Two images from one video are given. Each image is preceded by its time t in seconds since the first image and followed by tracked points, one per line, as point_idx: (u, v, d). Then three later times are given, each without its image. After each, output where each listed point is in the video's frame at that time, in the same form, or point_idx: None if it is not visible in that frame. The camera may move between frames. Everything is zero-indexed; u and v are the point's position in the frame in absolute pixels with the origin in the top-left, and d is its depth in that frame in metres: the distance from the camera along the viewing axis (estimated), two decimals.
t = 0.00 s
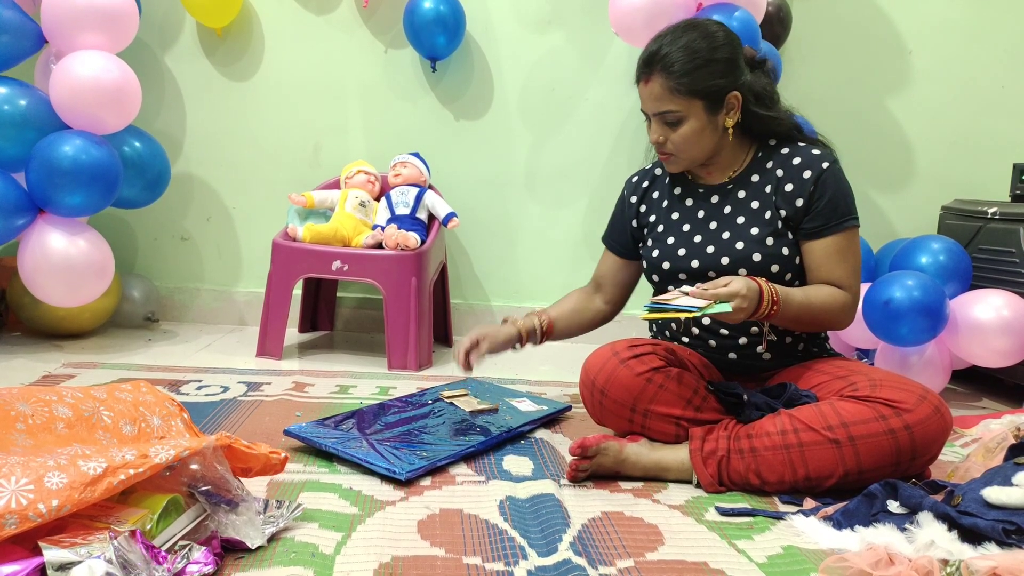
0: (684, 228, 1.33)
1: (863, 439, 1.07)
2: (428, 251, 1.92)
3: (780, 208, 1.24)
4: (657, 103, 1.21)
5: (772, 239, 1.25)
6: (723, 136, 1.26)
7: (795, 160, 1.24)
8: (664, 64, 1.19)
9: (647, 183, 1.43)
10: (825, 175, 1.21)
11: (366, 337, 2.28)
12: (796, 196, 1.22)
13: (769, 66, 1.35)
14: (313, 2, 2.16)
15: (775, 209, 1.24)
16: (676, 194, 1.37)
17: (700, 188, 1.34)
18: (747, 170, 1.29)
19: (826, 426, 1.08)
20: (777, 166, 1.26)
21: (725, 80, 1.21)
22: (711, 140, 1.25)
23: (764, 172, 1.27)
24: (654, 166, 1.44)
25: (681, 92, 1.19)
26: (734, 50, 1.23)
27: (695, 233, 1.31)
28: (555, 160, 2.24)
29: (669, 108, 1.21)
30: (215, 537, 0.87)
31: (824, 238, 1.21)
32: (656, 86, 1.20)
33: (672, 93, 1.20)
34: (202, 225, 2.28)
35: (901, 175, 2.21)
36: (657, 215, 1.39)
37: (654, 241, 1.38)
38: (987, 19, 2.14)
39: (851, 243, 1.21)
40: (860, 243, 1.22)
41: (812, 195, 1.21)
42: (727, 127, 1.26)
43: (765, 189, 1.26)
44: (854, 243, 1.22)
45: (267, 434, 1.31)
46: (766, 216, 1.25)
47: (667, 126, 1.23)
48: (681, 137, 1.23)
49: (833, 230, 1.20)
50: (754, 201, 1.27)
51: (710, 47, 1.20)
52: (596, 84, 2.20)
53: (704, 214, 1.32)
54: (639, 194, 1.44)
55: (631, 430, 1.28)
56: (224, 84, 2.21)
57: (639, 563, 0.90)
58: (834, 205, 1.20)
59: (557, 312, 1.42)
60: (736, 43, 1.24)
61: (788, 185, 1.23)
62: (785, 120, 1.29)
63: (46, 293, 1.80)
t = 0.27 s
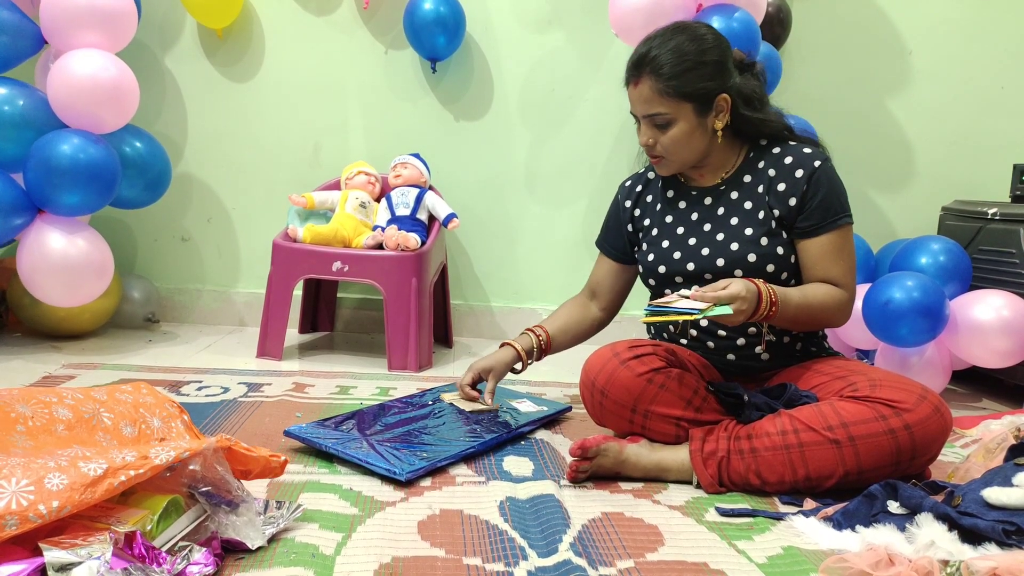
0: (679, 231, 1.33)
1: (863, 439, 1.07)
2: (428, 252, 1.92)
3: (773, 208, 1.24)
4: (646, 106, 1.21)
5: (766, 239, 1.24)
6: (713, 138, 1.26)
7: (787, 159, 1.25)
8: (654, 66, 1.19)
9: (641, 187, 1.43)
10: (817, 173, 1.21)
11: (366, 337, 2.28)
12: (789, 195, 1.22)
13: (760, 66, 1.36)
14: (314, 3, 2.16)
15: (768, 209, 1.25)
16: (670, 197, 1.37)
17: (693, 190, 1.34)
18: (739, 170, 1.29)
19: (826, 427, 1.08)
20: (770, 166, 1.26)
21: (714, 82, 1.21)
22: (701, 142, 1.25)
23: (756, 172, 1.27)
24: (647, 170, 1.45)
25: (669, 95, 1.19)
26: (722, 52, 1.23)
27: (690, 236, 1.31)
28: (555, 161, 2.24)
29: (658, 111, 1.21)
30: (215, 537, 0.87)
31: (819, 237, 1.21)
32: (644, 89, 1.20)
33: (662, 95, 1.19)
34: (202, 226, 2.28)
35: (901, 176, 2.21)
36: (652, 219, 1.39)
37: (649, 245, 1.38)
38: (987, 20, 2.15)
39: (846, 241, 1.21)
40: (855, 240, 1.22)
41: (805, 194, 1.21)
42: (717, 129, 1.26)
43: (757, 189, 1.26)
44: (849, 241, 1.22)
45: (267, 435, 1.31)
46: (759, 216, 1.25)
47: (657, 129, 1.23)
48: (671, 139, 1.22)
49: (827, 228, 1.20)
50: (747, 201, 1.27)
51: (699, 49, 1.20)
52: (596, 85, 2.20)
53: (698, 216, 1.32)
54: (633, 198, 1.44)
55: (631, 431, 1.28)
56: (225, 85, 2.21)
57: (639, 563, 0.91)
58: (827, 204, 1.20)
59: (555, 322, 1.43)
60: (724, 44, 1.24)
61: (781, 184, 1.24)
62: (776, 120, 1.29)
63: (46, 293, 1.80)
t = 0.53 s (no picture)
0: (677, 231, 1.33)
1: (863, 439, 1.07)
2: (428, 252, 1.92)
3: (771, 208, 1.24)
4: (641, 107, 1.21)
5: (764, 239, 1.24)
6: (709, 139, 1.26)
7: (785, 159, 1.24)
8: (649, 67, 1.19)
9: (639, 188, 1.43)
10: (815, 172, 1.21)
11: (366, 337, 2.28)
12: (787, 195, 1.22)
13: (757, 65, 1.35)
14: (314, 2, 2.16)
15: (766, 209, 1.24)
16: (668, 197, 1.37)
17: (691, 190, 1.34)
18: (736, 171, 1.29)
19: (826, 427, 1.08)
20: (767, 165, 1.26)
21: (709, 83, 1.21)
22: (697, 143, 1.24)
23: (754, 172, 1.27)
24: (645, 171, 1.45)
25: (664, 96, 1.19)
26: (718, 52, 1.23)
27: (688, 236, 1.31)
28: (555, 160, 2.24)
29: (653, 112, 1.20)
30: (215, 537, 0.87)
31: (817, 236, 1.21)
32: (640, 90, 1.20)
33: (657, 96, 1.19)
34: (202, 225, 2.28)
35: (901, 175, 2.21)
36: (650, 219, 1.39)
37: (647, 246, 1.38)
38: (987, 19, 2.14)
39: (844, 240, 1.21)
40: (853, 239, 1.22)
41: (803, 194, 1.21)
42: (713, 130, 1.25)
43: (755, 189, 1.26)
44: (847, 240, 1.22)
45: (267, 434, 1.31)
46: (757, 216, 1.25)
47: (653, 130, 1.23)
48: (666, 140, 1.22)
49: (826, 228, 1.20)
50: (745, 202, 1.26)
51: (694, 50, 1.20)
52: (596, 84, 2.20)
53: (696, 216, 1.32)
54: (631, 199, 1.44)
55: (631, 431, 1.28)
56: (224, 85, 2.21)
57: (639, 563, 0.90)
58: (824, 203, 1.20)
59: (555, 327, 1.44)
60: (720, 44, 1.24)
61: (778, 184, 1.23)
62: (773, 120, 1.29)
63: (46, 293, 1.80)
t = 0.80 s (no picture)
0: (680, 231, 1.33)
1: (863, 439, 1.07)
2: (429, 252, 1.92)
3: (774, 210, 1.24)
4: (647, 104, 1.21)
5: (767, 241, 1.24)
6: (714, 138, 1.26)
7: (789, 160, 1.25)
8: (656, 64, 1.19)
9: (641, 187, 1.43)
10: (819, 175, 1.21)
11: (367, 337, 2.28)
12: (790, 197, 1.22)
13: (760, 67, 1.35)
14: (314, 3, 2.17)
15: (769, 211, 1.24)
16: (670, 197, 1.37)
17: (693, 190, 1.34)
18: (740, 172, 1.29)
19: (827, 427, 1.08)
20: (771, 167, 1.26)
21: (715, 81, 1.21)
22: (702, 142, 1.25)
23: (757, 173, 1.27)
24: (648, 170, 1.45)
25: (671, 93, 1.19)
26: (724, 51, 1.23)
27: (691, 236, 1.31)
28: (555, 160, 2.24)
29: (659, 109, 1.21)
30: (215, 537, 0.87)
31: (820, 238, 1.21)
32: (646, 87, 1.20)
33: (664, 94, 1.19)
34: (202, 225, 2.28)
35: (901, 176, 2.21)
36: (652, 219, 1.39)
37: (649, 245, 1.38)
38: (987, 20, 2.15)
39: (846, 242, 1.22)
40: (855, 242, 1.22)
41: (806, 196, 1.21)
42: (718, 130, 1.26)
43: (758, 190, 1.26)
44: (849, 243, 1.22)
45: (267, 434, 1.31)
46: (760, 217, 1.25)
47: (658, 128, 1.23)
48: (672, 138, 1.22)
49: (828, 231, 1.21)
50: (748, 203, 1.27)
51: (701, 49, 1.20)
52: (596, 84, 2.20)
53: (698, 217, 1.31)
54: (633, 198, 1.43)
55: (631, 431, 1.28)
56: (225, 85, 2.21)
57: (639, 563, 0.90)
58: (828, 206, 1.20)
59: (555, 325, 1.44)
60: (727, 44, 1.24)
61: (782, 186, 1.24)
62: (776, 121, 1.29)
63: (41, 292, 1.80)
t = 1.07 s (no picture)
0: (683, 229, 1.33)
1: (863, 440, 1.07)
2: (428, 251, 1.92)
3: (779, 209, 1.24)
4: (666, 96, 1.21)
5: (771, 240, 1.24)
6: (729, 131, 1.26)
7: (794, 160, 1.25)
8: (673, 56, 1.19)
9: (645, 185, 1.43)
10: (824, 176, 1.21)
11: (366, 337, 2.28)
12: (795, 197, 1.22)
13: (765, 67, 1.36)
14: (313, 2, 2.16)
15: (773, 210, 1.24)
16: (674, 194, 1.37)
17: (698, 188, 1.34)
18: (745, 170, 1.29)
19: (826, 427, 1.08)
20: (776, 166, 1.26)
21: (732, 73, 1.22)
22: (718, 135, 1.25)
23: (762, 173, 1.27)
24: (652, 167, 1.44)
25: (690, 84, 1.19)
26: (738, 45, 1.24)
27: (694, 234, 1.31)
28: (555, 160, 2.24)
29: (677, 101, 1.20)
30: (215, 537, 0.87)
31: (823, 239, 1.21)
32: (665, 79, 1.20)
33: (682, 86, 1.19)
34: (202, 225, 2.28)
35: (901, 175, 2.21)
36: (656, 216, 1.39)
37: (652, 242, 1.37)
38: (988, 19, 2.14)
39: (849, 244, 1.22)
40: (858, 243, 1.22)
41: (812, 196, 1.21)
42: (733, 122, 1.26)
43: (763, 189, 1.26)
44: (852, 244, 1.22)
45: (267, 434, 1.31)
46: (764, 217, 1.25)
47: (675, 121, 1.22)
48: (689, 131, 1.22)
49: (832, 231, 1.21)
50: (753, 202, 1.27)
51: (717, 42, 1.21)
52: (596, 84, 2.20)
53: (702, 215, 1.31)
54: (637, 196, 1.44)
55: (631, 431, 1.28)
56: (224, 84, 2.21)
57: (639, 563, 0.90)
58: (833, 206, 1.20)
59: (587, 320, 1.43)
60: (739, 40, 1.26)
61: (787, 185, 1.24)
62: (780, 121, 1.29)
63: (39, 290, 1.80)
